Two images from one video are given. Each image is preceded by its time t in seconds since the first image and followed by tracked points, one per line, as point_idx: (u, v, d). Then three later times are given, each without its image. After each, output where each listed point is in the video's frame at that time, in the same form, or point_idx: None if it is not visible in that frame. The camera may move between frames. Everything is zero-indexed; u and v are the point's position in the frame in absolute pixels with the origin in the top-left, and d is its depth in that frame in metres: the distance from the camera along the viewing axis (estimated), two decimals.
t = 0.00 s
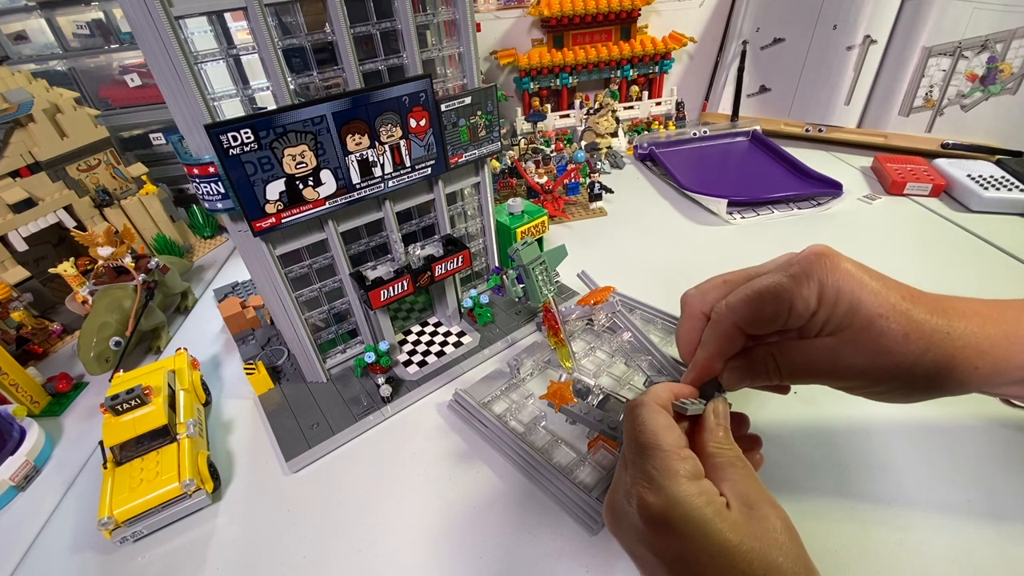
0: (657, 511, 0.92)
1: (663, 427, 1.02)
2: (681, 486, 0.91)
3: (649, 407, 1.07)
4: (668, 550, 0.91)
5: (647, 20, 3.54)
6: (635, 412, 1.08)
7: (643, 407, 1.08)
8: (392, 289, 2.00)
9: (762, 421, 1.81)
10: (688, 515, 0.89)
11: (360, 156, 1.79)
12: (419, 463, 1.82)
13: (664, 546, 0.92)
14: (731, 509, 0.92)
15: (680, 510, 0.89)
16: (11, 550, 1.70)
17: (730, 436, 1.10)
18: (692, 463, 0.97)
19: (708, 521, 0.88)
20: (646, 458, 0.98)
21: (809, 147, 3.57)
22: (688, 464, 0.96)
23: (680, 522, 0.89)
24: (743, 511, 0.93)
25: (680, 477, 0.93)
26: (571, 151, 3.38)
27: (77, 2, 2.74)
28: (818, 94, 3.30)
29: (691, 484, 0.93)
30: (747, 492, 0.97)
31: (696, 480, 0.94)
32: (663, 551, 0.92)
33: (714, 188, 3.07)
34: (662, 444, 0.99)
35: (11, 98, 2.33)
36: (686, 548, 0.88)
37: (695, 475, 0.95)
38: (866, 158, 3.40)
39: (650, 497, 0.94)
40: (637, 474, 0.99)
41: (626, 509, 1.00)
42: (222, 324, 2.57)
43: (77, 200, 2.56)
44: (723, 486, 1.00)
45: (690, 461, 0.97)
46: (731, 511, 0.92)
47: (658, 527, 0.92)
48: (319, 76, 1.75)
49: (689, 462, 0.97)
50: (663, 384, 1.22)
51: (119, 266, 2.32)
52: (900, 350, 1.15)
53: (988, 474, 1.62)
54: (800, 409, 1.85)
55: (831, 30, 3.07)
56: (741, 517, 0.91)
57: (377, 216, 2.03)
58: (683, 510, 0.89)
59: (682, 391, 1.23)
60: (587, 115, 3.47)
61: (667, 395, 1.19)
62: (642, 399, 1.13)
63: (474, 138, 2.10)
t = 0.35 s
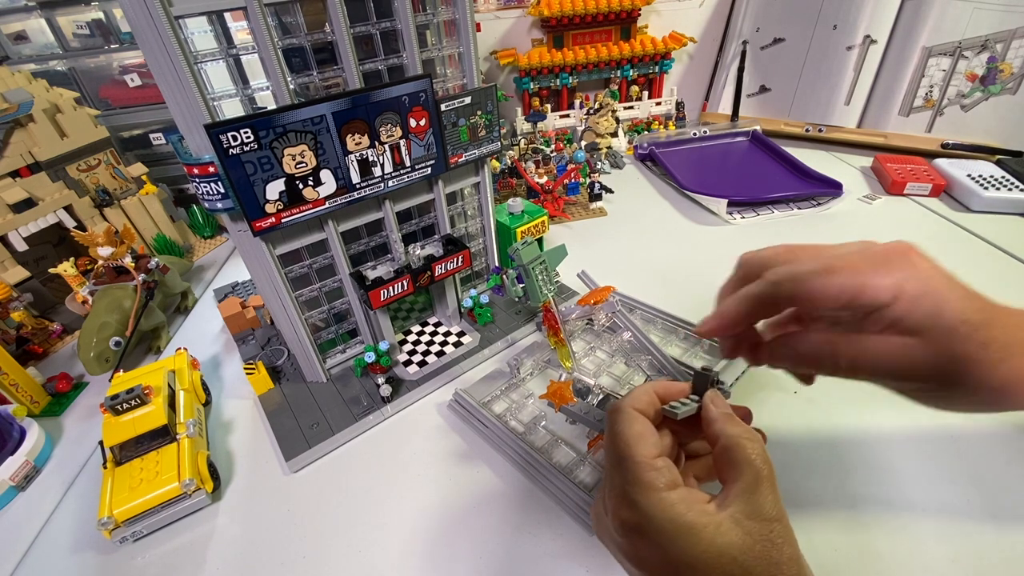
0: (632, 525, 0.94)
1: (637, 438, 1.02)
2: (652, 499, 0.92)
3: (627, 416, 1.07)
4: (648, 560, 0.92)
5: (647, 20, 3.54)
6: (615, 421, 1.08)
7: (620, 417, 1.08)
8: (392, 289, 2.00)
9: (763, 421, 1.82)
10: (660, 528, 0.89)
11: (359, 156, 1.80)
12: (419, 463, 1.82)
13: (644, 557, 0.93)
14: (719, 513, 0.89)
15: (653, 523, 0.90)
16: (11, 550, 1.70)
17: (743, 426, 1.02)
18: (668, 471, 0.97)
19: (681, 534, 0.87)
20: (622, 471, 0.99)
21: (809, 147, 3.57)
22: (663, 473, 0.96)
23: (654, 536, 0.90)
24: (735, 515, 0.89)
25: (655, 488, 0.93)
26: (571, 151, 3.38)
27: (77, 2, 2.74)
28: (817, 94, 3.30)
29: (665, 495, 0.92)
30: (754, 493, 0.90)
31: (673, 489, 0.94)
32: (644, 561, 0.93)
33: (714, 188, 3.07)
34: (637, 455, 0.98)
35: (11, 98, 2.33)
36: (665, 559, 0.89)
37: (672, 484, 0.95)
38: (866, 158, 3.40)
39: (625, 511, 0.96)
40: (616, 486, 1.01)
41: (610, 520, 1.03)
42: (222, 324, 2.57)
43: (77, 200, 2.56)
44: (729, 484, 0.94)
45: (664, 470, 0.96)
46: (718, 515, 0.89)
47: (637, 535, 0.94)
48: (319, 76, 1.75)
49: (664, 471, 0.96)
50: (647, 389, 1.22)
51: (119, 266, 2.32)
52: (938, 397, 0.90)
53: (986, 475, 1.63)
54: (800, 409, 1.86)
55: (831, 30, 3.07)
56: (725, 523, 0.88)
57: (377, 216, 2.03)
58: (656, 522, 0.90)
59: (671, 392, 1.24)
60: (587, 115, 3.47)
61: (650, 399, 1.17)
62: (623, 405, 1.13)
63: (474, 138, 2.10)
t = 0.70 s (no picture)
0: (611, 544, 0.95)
1: (606, 452, 1.00)
2: (629, 517, 0.92)
3: (594, 429, 1.06)
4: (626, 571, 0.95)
5: (647, 20, 3.54)
6: (583, 434, 1.07)
7: (587, 430, 1.07)
8: (392, 289, 2.00)
9: (763, 420, 1.82)
10: (636, 546, 0.91)
11: (359, 156, 1.80)
12: (419, 463, 1.82)
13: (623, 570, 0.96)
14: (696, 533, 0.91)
15: (630, 543, 0.92)
16: (11, 550, 1.70)
17: (705, 428, 0.98)
18: (639, 485, 0.97)
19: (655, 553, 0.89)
20: (595, 489, 0.99)
21: (809, 147, 3.57)
22: (636, 488, 0.96)
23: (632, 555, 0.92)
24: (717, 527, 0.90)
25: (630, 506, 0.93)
26: (571, 151, 3.38)
27: (77, 2, 2.74)
28: (818, 94, 3.30)
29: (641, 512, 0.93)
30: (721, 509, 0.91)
31: (646, 503, 0.95)
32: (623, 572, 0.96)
33: (714, 189, 3.07)
34: (607, 471, 0.97)
35: (11, 98, 2.33)
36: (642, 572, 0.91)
37: (646, 498, 0.96)
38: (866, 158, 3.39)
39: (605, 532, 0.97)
40: (591, 503, 1.01)
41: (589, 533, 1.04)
42: (222, 324, 2.57)
43: (77, 200, 2.56)
44: (707, 494, 0.92)
45: (636, 484, 0.97)
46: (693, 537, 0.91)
47: (614, 549, 0.97)
48: (319, 76, 1.75)
49: (635, 486, 0.96)
50: (609, 395, 1.19)
51: (119, 266, 2.32)
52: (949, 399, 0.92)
53: (989, 472, 1.62)
54: (800, 409, 1.86)
55: (830, 30, 3.07)
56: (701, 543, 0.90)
57: (377, 216, 2.03)
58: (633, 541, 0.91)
59: (633, 397, 1.20)
60: (587, 115, 3.47)
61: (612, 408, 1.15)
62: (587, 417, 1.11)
63: (474, 138, 2.10)
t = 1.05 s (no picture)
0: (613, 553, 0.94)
1: (605, 459, 1.00)
2: (626, 528, 0.92)
3: (593, 435, 1.05)
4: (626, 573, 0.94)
5: (647, 20, 3.54)
6: (582, 440, 1.05)
7: (586, 436, 1.05)
8: (392, 289, 2.00)
9: (763, 420, 1.82)
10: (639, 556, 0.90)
11: (359, 156, 1.80)
12: (419, 463, 1.82)
13: None
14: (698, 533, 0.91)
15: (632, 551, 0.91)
16: (11, 550, 1.70)
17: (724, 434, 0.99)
18: (640, 492, 0.97)
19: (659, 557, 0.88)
20: (595, 499, 0.97)
21: (809, 147, 3.56)
22: (637, 496, 0.96)
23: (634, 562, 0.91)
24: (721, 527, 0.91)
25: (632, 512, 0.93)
26: (571, 151, 3.38)
27: (77, 3, 2.74)
28: (818, 94, 3.30)
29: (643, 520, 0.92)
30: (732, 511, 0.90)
31: (647, 510, 0.95)
32: None
33: (714, 189, 3.06)
34: (609, 479, 0.97)
35: (11, 98, 2.33)
36: None
37: (647, 505, 0.95)
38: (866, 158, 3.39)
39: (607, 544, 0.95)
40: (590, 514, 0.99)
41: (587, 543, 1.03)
42: (222, 324, 2.57)
43: (77, 200, 2.56)
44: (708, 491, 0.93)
45: (637, 491, 0.96)
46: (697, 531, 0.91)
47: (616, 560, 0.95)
48: (319, 76, 1.75)
49: (636, 493, 0.96)
50: (610, 399, 1.19)
51: (119, 266, 2.32)
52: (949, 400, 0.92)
53: (989, 472, 1.62)
54: (801, 408, 1.86)
55: (831, 30, 3.08)
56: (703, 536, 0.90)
57: (377, 216, 2.03)
58: (635, 549, 0.90)
59: (637, 401, 1.20)
60: (587, 115, 3.47)
61: (613, 412, 1.15)
62: (585, 422, 1.10)
63: (474, 138, 2.10)
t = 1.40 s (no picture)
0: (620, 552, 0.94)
1: (614, 458, 1.00)
2: (636, 524, 0.92)
3: (600, 433, 1.05)
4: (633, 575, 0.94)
5: (647, 20, 3.54)
6: (589, 438, 1.05)
7: (593, 434, 1.05)
8: (392, 289, 2.00)
9: (763, 420, 1.83)
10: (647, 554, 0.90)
11: (359, 156, 1.80)
12: (419, 463, 1.82)
13: None
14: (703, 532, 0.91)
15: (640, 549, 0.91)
16: (11, 550, 1.70)
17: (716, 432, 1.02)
18: (648, 490, 0.97)
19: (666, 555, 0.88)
20: (603, 498, 0.97)
21: (809, 147, 3.56)
22: (645, 494, 0.96)
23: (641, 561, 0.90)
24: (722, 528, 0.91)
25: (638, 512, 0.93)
26: (571, 151, 3.38)
27: (77, 2, 2.74)
28: (818, 94, 3.30)
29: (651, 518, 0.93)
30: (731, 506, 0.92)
31: (656, 509, 0.95)
32: None
33: (714, 189, 3.06)
34: (617, 478, 0.97)
35: (11, 98, 2.33)
36: None
37: (654, 504, 0.95)
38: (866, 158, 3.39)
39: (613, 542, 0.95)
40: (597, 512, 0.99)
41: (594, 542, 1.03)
42: (222, 323, 2.57)
43: (77, 200, 2.56)
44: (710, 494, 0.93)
45: (646, 489, 0.97)
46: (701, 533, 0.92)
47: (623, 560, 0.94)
48: (319, 76, 1.75)
49: (644, 491, 0.96)
50: (613, 396, 1.20)
51: (119, 266, 2.32)
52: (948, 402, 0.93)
53: (989, 471, 1.62)
54: (800, 408, 1.86)
55: (831, 30, 3.07)
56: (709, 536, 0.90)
57: (377, 216, 2.03)
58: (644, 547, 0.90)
59: (636, 399, 1.22)
60: (587, 115, 3.47)
61: (616, 409, 1.15)
62: (591, 419, 1.10)
63: (474, 138, 2.10)
